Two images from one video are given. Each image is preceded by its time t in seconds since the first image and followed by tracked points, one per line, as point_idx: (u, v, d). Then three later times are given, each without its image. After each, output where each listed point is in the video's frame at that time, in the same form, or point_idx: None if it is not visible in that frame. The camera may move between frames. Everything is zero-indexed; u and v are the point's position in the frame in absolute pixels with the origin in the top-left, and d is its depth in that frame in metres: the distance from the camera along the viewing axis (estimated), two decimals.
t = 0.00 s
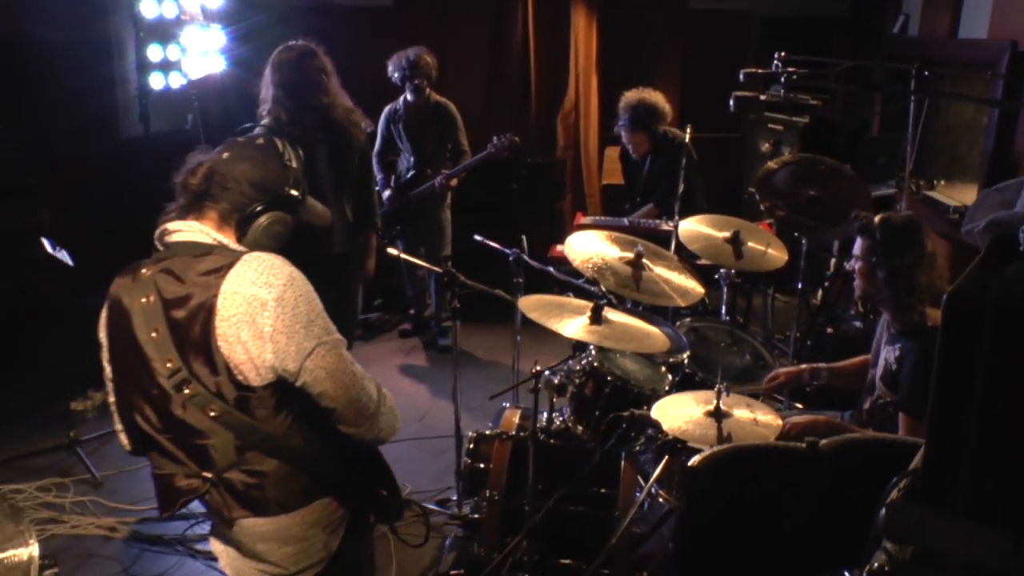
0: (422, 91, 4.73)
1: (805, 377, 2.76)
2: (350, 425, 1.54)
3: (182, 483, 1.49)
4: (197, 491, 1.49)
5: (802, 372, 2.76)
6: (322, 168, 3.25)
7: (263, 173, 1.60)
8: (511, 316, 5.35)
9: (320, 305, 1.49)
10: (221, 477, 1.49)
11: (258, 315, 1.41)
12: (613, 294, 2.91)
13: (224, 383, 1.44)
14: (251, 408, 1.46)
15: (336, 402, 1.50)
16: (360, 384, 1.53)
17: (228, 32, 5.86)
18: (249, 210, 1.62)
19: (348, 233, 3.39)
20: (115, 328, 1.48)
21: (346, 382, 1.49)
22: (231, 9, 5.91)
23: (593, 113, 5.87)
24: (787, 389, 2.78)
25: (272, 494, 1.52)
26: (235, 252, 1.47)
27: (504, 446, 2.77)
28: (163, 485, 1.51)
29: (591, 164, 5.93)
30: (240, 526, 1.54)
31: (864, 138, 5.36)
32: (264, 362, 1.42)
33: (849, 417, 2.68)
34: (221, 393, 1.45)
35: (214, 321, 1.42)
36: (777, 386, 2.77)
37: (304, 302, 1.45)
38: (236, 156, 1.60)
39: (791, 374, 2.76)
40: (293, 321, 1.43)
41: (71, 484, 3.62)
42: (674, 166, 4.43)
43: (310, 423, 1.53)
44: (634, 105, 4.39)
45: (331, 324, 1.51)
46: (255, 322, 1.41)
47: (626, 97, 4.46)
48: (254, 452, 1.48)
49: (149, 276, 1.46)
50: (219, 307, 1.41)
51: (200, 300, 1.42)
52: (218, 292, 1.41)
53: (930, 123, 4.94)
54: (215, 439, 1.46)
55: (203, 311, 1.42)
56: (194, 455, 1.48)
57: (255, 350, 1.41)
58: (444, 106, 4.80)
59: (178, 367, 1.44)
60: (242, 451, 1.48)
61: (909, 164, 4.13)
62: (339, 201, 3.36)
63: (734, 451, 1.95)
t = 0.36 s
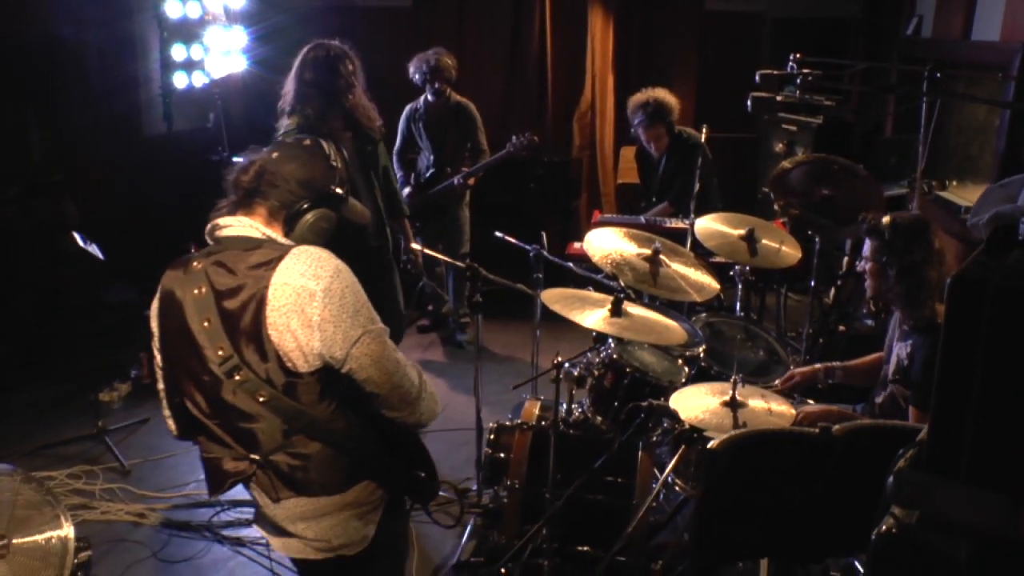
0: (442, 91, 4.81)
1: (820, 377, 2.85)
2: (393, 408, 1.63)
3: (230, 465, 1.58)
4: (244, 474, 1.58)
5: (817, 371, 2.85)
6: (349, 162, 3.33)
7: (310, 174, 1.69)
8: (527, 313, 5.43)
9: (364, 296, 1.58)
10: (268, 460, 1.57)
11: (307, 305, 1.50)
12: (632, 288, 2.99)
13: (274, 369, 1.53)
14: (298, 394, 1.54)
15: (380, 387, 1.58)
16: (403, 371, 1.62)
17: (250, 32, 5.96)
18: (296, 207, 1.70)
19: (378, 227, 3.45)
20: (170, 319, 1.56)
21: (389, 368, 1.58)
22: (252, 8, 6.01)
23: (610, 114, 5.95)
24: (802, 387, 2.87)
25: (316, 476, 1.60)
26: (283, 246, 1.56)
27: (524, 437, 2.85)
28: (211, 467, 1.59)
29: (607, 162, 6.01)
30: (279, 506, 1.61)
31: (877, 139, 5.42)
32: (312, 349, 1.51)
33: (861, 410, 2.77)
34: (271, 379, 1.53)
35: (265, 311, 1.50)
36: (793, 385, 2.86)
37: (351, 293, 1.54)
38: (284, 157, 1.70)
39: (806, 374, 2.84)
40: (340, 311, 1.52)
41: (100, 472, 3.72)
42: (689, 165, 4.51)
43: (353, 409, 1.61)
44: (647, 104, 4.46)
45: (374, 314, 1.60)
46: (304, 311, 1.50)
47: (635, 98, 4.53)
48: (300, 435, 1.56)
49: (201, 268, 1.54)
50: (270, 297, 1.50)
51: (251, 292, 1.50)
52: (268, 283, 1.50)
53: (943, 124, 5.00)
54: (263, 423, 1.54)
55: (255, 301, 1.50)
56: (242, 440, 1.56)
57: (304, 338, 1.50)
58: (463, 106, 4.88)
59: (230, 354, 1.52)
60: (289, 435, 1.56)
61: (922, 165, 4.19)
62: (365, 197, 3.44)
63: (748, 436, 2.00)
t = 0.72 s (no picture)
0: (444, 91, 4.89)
1: (817, 364, 2.92)
2: (416, 393, 1.71)
3: (256, 448, 1.66)
4: (270, 456, 1.65)
5: (815, 360, 2.93)
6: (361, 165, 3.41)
7: (325, 165, 1.76)
8: (528, 309, 5.50)
9: (388, 285, 1.66)
10: (294, 443, 1.65)
11: (335, 294, 1.57)
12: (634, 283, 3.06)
13: (302, 355, 1.61)
14: (324, 379, 1.62)
15: (403, 372, 1.66)
16: (425, 356, 1.70)
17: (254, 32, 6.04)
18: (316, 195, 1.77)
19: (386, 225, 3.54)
20: (200, 308, 1.64)
21: (412, 354, 1.66)
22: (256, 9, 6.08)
23: (610, 113, 6.02)
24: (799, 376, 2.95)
25: (339, 459, 1.67)
26: (310, 238, 1.63)
27: (529, 427, 2.92)
28: (239, 450, 1.66)
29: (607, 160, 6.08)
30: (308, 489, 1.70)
31: (874, 138, 5.51)
32: (339, 336, 1.59)
33: (857, 400, 2.84)
34: (298, 364, 1.61)
35: (294, 299, 1.58)
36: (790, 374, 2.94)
37: (376, 282, 1.62)
38: (299, 149, 1.76)
39: (804, 363, 2.92)
40: (366, 299, 1.60)
41: (111, 464, 3.79)
42: (688, 165, 4.59)
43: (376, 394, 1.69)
44: (647, 104, 4.54)
45: (397, 303, 1.68)
46: (332, 299, 1.57)
47: (637, 97, 4.61)
48: (325, 419, 1.64)
49: (231, 258, 1.62)
50: (299, 285, 1.57)
51: (280, 281, 1.58)
52: (297, 273, 1.58)
53: (938, 123, 5.08)
54: (290, 407, 1.62)
55: (284, 291, 1.58)
56: (269, 424, 1.64)
57: (331, 325, 1.58)
58: (465, 105, 4.96)
59: (259, 341, 1.60)
60: (314, 419, 1.64)
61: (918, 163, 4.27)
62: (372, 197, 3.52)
63: (748, 420, 2.08)
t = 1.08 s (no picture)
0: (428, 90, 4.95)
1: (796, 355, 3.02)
2: (415, 378, 1.78)
3: (262, 436, 1.71)
4: (276, 444, 1.71)
5: (794, 351, 3.02)
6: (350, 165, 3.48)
7: (298, 150, 1.80)
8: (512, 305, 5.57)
9: (387, 275, 1.73)
10: (299, 430, 1.71)
11: (337, 283, 1.64)
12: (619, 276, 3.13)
13: (306, 343, 1.67)
14: (327, 366, 1.69)
15: (403, 358, 1.73)
16: (423, 343, 1.77)
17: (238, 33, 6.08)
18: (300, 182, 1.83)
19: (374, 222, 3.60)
20: (206, 301, 1.69)
21: (412, 341, 1.73)
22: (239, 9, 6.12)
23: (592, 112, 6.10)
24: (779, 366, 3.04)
25: (343, 445, 1.75)
26: (311, 231, 1.69)
27: (518, 419, 2.99)
28: (246, 439, 1.72)
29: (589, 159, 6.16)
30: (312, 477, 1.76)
31: (851, 136, 5.61)
32: (341, 324, 1.66)
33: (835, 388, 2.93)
34: (303, 353, 1.68)
35: (298, 290, 1.64)
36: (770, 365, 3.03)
37: (376, 272, 1.69)
38: (273, 141, 1.81)
39: (784, 353, 3.02)
40: (367, 288, 1.67)
41: (102, 460, 3.83)
42: (669, 162, 4.67)
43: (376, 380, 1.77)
44: (629, 103, 4.61)
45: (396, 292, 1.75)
46: (335, 289, 1.64)
47: (620, 96, 4.68)
48: (328, 407, 1.71)
49: (234, 253, 1.68)
50: (302, 276, 1.64)
51: (283, 273, 1.64)
52: (300, 265, 1.64)
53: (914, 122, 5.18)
54: (294, 395, 1.68)
55: (287, 282, 1.64)
56: (273, 412, 1.70)
57: (334, 314, 1.65)
58: (449, 105, 5.02)
59: (265, 331, 1.66)
60: (318, 406, 1.70)
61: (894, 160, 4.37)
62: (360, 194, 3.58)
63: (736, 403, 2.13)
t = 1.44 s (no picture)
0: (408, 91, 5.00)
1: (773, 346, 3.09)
2: (406, 363, 1.83)
3: (260, 426, 1.77)
4: (273, 433, 1.76)
5: (771, 342, 3.09)
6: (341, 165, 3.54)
7: (282, 147, 1.85)
8: (494, 303, 5.63)
9: (378, 264, 1.78)
10: (295, 419, 1.77)
11: (330, 271, 1.69)
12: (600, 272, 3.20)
13: (301, 332, 1.73)
14: (322, 354, 1.74)
15: (396, 344, 1.78)
16: (415, 329, 1.82)
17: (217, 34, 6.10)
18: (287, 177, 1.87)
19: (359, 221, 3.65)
20: (202, 296, 1.75)
21: (403, 326, 1.77)
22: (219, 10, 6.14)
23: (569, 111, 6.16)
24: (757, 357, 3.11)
25: (339, 432, 1.80)
26: (303, 223, 1.75)
27: (503, 412, 3.04)
28: (244, 430, 1.78)
29: (567, 158, 6.23)
30: (309, 464, 1.81)
31: (825, 134, 5.70)
32: (335, 311, 1.71)
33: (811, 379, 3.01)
34: (298, 342, 1.73)
35: (292, 280, 1.70)
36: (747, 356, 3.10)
37: (368, 261, 1.74)
38: (258, 140, 1.86)
39: (761, 344, 3.08)
40: (359, 276, 1.71)
41: (89, 459, 3.86)
42: (647, 160, 4.75)
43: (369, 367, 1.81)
44: (608, 102, 4.68)
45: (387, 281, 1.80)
46: (328, 276, 1.69)
47: (598, 95, 4.75)
48: (323, 395, 1.76)
49: (228, 247, 1.73)
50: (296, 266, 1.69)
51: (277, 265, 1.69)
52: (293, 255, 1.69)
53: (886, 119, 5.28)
54: (290, 383, 1.73)
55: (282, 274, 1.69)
56: (270, 401, 1.76)
57: (328, 302, 1.70)
58: (429, 105, 5.07)
59: (260, 321, 1.71)
60: (313, 394, 1.76)
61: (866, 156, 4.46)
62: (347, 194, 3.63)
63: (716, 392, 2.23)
